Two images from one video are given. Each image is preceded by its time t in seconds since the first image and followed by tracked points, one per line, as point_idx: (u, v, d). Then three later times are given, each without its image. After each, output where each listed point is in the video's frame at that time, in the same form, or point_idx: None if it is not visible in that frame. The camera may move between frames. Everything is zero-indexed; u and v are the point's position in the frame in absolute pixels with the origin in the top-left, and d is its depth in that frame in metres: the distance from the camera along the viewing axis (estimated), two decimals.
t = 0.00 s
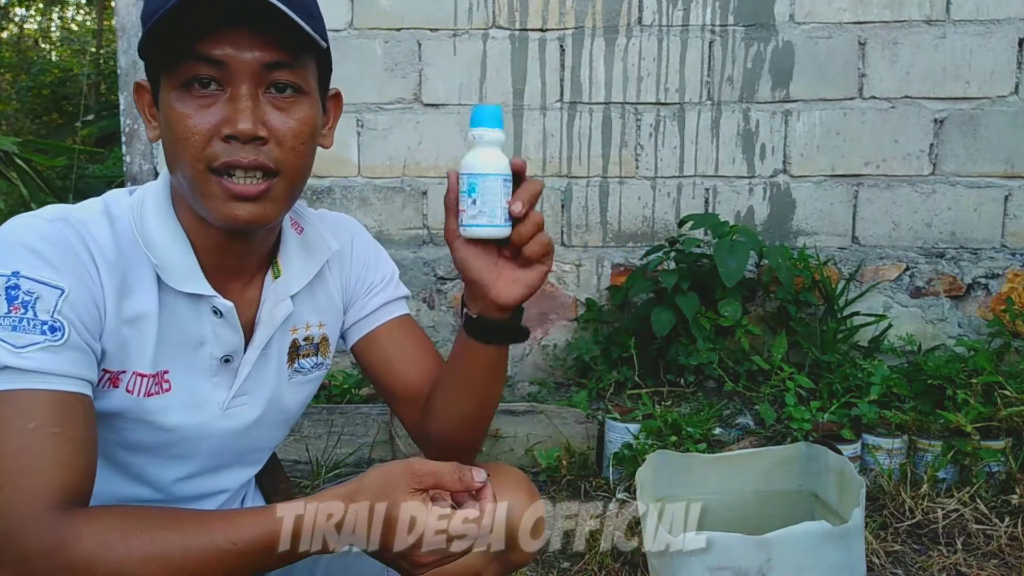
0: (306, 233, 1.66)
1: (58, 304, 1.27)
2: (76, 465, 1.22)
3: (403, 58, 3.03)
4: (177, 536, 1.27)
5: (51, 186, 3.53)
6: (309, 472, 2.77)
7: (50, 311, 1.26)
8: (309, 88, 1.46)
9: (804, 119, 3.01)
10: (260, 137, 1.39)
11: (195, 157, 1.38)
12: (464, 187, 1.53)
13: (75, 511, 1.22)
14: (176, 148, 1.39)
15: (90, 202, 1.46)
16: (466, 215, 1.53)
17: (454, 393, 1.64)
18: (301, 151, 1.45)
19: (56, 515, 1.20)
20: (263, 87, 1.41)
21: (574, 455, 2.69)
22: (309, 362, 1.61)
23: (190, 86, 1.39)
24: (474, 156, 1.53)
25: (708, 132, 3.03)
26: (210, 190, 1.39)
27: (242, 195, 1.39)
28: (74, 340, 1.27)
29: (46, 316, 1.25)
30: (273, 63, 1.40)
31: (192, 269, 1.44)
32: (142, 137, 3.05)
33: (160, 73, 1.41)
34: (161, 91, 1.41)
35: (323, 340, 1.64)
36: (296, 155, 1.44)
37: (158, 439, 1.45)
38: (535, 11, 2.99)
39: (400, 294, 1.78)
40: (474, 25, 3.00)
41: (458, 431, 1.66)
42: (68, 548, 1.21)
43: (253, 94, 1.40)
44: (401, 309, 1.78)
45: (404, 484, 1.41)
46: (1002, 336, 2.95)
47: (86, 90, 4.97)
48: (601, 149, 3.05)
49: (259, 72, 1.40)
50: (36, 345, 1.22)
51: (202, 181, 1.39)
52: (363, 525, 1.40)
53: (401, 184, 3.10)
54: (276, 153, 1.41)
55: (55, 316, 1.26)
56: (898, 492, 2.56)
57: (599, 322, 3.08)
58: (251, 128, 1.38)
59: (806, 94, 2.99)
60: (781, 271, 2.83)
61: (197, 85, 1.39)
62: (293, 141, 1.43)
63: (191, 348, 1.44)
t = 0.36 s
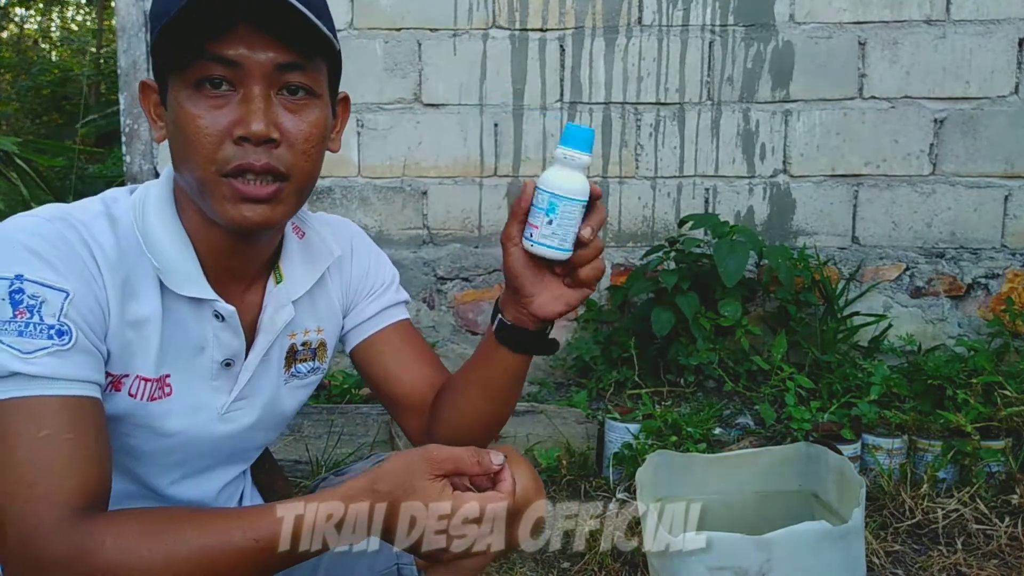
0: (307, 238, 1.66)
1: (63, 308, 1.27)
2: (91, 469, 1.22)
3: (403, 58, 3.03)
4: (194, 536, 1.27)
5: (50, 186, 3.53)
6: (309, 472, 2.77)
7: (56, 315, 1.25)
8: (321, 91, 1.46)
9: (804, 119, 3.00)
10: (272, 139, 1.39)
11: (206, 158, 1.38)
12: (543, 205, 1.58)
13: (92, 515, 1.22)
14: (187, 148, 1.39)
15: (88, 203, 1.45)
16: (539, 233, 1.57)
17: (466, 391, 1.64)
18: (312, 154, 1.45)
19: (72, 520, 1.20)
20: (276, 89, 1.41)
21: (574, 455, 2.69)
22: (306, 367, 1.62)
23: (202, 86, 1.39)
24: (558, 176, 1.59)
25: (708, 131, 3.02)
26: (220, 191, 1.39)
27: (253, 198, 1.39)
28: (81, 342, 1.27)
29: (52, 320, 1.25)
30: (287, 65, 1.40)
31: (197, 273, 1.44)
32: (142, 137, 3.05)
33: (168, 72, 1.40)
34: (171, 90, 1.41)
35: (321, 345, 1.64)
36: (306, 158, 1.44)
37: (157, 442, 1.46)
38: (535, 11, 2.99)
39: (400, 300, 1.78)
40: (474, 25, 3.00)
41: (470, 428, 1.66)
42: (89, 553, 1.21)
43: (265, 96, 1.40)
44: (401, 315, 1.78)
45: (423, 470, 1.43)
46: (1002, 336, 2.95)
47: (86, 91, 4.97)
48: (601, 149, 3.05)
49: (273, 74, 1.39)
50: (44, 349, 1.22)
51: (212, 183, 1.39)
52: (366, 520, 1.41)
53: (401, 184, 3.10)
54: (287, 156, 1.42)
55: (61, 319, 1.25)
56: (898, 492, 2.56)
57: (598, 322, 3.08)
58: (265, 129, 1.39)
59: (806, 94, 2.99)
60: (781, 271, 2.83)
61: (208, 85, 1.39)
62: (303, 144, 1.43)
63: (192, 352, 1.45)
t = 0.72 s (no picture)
0: (315, 237, 1.66)
1: (78, 304, 1.27)
2: (107, 461, 1.22)
3: (403, 58, 3.03)
4: (211, 525, 1.25)
5: (50, 186, 3.53)
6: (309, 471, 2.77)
7: (71, 311, 1.25)
8: (335, 96, 1.46)
9: (804, 119, 3.00)
10: (289, 143, 1.39)
11: (222, 161, 1.38)
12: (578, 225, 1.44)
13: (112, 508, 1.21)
14: (203, 151, 1.39)
15: (100, 202, 1.45)
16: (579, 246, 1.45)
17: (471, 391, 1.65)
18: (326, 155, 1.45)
19: (92, 514, 1.18)
20: (292, 94, 1.41)
21: (573, 455, 2.69)
22: (312, 364, 1.62)
23: (219, 90, 1.38)
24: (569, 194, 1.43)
25: (708, 131, 3.03)
26: (235, 194, 1.39)
27: (267, 201, 1.40)
28: (95, 338, 1.27)
29: (67, 316, 1.25)
30: (304, 71, 1.40)
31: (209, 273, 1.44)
32: (142, 137, 3.05)
33: (183, 75, 1.39)
34: (187, 93, 1.40)
35: (327, 342, 1.64)
36: (321, 162, 1.44)
37: (166, 437, 1.46)
38: (535, 11, 2.99)
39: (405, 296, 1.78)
40: (474, 25, 3.00)
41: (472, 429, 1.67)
42: (108, 545, 1.19)
43: (282, 101, 1.40)
44: (407, 311, 1.78)
45: (433, 465, 1.39)
46: (1002, 335, 2.95)
47: (85, 90, 4.98)
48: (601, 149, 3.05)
49: (291, 79, 1.39)
50: (60, 345, 1.22)
51: (228, 186, 1.39)
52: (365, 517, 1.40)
53: (401, 184, 3.10)
54: (301, 160, 1.42)
55: (76, 315, 1.25)
56: (898, 492, 2.56)
57: (598, 322, 3.08)
58: (281, 129, 1.39)
59: (806, 94, 2.99)
60: (781, 271, 2.83)
61: (226, 89, 1.39)
62: (319, 148, 1.43)
63: (201, 349, 1.45)
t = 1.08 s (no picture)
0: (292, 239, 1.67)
1: (56, 313, 1.26)
2: (83, 473, 1.22)
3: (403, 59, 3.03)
4: (191, 540, 1.28)
5: (50, 186, 3.53)
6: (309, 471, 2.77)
7: (49, 321, 1.25)
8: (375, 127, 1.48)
9: (804, 119, 3.00)
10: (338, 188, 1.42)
11: (274, 195, 1.39)
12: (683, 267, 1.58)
13: (85, 520, 1.22)
14: (255, 179, 1.38)
15: (78, 205, 1.43)
16: (696, 283, 1.58)
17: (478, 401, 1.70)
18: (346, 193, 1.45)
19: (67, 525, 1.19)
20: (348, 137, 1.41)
21: (574, 455, 2.69)
22: (295, 364, 1.63)
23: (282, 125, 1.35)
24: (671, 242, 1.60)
25: (708, 132, 3.03)
26: (278, 222, 1.42)
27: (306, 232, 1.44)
28: (73, 349, 1.27)
29: (45, 326, 1.24)
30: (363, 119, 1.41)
31: (190, 277, 1.44)
32: (142, 137, 3.05)
33: (215, 77, 1.35)
34: (247, 113, 1.36)
35: (309, 341, 1.65)
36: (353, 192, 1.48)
37: (152, 442, 1.46)
38: (535, 11, 2.99)
39: (383, 294, 1.77)
40: (474, 25, 3.00)
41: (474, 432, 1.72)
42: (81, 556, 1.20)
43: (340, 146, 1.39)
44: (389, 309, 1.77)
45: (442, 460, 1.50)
46: (1002, 336, 2.95)
47: (85, 90, 4.98)
48: (601, 149, 3.05)
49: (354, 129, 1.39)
50: (37, 355, 1.21)
51: (274, 216, 1.41)
52: (364, 529, 1.40)
53: (401, 184, 3.10)
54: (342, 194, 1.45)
55: (54, 325, 1.25)
56: (898, 492, 2.56)
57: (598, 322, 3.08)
58: (308, 167, 1.37)
59: (806, 94, 2.99)
60: (781, 272, 2.83)
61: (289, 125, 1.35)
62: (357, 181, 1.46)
63: (184, 353, 1.46)
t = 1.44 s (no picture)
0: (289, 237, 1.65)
1: (75, 321, 1.24)
2: (96, 486, 1.19)
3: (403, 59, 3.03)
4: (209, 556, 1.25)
5: (49, 185, 3.53)
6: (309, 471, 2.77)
7: (69, 329, 1.22)
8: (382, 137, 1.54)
9: (804, 119, 3.00)
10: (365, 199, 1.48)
11: (316, 209, 1.42)
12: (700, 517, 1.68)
13: (98, 534, 1.18)
14: (299, 193, 1.40)
15: (87, 207, 1.40)
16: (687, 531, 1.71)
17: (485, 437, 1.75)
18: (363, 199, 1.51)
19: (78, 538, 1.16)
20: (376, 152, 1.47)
21: (573, 455, 2.69)
22: (286, 363, 1.63)
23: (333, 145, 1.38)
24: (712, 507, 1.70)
25: (708, 132, 3.02)
26: (312, 231, 1.45)
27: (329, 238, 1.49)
28: (90, 359, 1.24)
29: (64, 333, 1.22)
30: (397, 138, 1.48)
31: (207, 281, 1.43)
32: (142, 137, 3.05)
33: (280, 95, 1.33)
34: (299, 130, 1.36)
35: (301, 342, 1.65)
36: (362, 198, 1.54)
37: (160, 445, 1.46)
38: (535, 11, 2.99)
39: (373, 294, 1.78)
40: (474, 25, 3.00)
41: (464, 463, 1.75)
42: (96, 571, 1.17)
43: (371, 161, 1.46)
44: (379, 310, 1.78)
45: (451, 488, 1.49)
46: (1002, 336, 2.95)
47: (85, 90, 4.98)
48: (601, 150, 3.05)
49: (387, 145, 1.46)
50: (56, 363, 1.19)
51: (310, 226, 1.44)
52: (364, 536, 1.38)
53: (401, 185, 3.10)
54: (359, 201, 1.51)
55: (74, 333, 1.22)
56: (898, 492, 2.56)
57: (598, 322, 3.08)
58: (352, 185, 1.42)
59: (806, 94, 2.99)
60: (781, 272, 2.83)
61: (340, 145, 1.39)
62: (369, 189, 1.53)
63: (191, 357, 1.45)
